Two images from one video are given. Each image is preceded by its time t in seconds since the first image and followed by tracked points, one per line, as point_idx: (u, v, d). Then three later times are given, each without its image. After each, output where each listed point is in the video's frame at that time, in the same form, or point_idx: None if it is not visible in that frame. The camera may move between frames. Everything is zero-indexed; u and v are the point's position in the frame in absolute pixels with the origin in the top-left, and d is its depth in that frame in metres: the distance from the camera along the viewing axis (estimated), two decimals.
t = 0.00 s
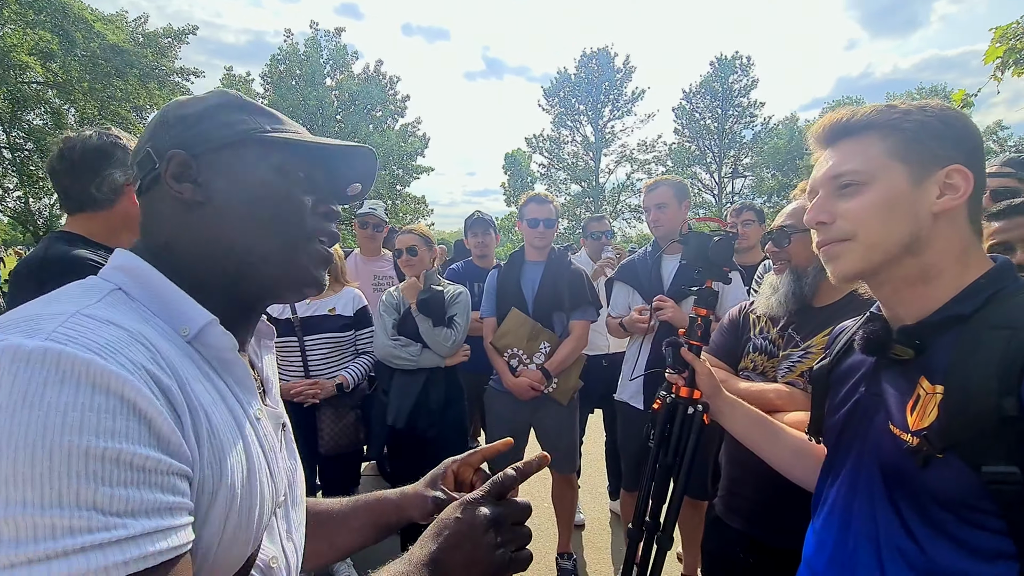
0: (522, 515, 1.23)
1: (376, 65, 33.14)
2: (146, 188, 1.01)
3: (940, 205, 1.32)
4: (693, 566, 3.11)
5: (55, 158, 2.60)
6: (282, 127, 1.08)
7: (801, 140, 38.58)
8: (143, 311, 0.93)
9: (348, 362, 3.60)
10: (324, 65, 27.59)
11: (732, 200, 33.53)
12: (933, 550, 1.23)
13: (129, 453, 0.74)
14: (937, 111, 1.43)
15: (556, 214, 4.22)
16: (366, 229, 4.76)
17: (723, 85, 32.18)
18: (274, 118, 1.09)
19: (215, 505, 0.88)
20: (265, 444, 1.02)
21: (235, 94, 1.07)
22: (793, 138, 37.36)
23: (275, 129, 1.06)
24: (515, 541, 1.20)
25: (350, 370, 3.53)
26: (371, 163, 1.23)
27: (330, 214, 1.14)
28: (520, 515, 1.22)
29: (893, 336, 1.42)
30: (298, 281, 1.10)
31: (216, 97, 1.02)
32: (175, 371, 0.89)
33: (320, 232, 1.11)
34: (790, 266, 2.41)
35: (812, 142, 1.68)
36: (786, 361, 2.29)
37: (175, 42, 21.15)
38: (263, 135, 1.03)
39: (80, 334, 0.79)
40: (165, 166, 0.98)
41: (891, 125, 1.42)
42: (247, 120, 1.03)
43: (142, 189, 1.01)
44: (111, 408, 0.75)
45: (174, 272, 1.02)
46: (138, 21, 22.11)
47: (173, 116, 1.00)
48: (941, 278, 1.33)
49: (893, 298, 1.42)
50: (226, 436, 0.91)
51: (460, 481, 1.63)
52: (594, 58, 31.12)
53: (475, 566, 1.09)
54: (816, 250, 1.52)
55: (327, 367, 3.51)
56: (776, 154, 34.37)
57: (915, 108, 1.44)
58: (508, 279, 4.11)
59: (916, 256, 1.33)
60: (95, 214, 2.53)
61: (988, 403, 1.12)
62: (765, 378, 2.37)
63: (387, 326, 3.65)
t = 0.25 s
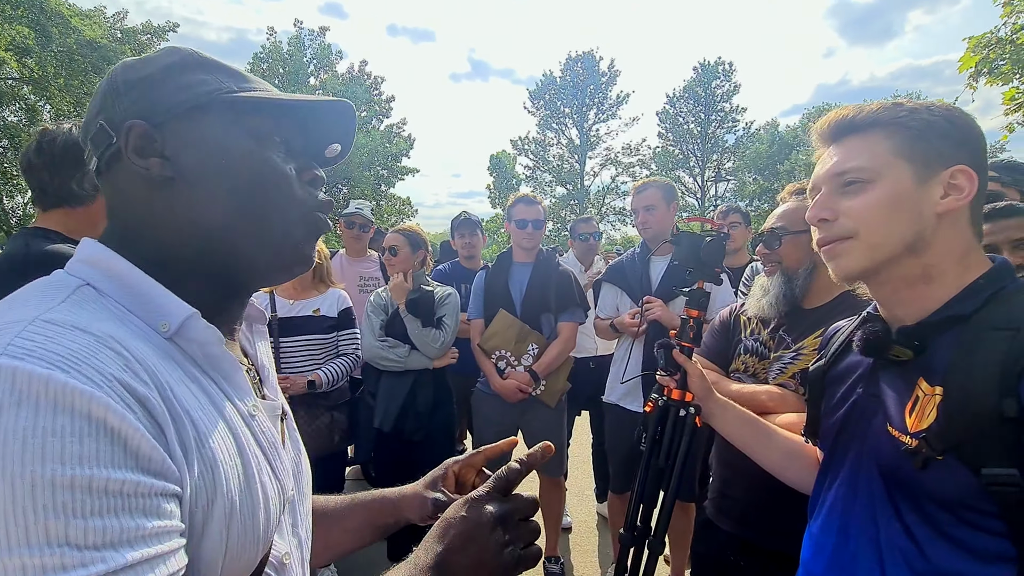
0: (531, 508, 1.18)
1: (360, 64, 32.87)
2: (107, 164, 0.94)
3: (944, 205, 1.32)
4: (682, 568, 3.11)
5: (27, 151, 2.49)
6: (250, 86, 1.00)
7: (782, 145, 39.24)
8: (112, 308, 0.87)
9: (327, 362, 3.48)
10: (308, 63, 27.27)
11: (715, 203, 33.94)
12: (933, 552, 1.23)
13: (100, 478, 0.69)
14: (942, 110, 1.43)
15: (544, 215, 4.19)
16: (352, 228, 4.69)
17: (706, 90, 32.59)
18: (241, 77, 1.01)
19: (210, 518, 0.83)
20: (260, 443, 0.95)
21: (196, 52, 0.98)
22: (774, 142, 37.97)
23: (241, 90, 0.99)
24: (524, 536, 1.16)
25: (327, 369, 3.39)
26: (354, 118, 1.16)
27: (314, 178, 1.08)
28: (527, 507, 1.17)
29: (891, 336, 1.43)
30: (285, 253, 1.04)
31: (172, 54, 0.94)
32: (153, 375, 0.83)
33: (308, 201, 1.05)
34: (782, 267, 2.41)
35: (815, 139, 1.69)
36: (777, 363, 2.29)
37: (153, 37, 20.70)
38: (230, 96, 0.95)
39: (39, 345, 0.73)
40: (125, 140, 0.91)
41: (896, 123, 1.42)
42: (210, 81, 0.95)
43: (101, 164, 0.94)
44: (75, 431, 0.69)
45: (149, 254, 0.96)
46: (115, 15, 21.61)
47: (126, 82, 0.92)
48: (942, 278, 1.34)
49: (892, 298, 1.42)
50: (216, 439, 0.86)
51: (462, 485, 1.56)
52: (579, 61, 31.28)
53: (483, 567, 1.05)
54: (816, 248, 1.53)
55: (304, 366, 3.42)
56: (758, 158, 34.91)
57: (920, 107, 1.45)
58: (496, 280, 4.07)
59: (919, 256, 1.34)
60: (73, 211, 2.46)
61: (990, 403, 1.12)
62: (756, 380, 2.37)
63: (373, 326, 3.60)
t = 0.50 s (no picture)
0: (548, 521, 1.18)
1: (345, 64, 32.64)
2: (114, 157, 0.93)
3: (934, 211, 1.36)
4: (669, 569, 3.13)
5: None
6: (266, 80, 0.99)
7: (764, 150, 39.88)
8: (121, 314, 0.85)
9: (311, 365, 3.44)
10: (292, 62, 27.00)
11: (699, 207, 34.35)
12: (919, 550, 1.27)
13: (117, 497, 0.68)
14: (930, 118, 1.47)
15: (534, 217, 4.21)
16: (339, 229, 4.66)
17: (690, 95, 33.00)
18: (254, 70, 1.00)
19: (226, 531, 0.82)
20: (272, 451, 0.94)
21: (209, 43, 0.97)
22: (756, 147, 38.56)
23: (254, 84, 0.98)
24: (541, 550, 1.16)
25: (311, 371, 3.35)
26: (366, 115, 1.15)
27: (325, 176, 1.07)
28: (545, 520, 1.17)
29: (878, 339, 1.46)
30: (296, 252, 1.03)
31: (183, 45, 0.92)
32: (166, 386, 0.81)
33: (317, 199, 1.04)
34: (768, 271, 2.45)
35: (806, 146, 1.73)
36: (766, 365, 2.33)
37: (132, 33, 20.31)
38: (245, 91, 0.94)
39: (50, 360, 0.71)
40: (134, 135, 0.89)
41: (887, 131, 1.46)
42: (224, 75, 0.94)
43: (109, 158, 0.92)
44: (91, 449, 0.67)
45: (158, 252, 0.95)
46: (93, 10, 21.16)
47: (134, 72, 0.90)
48: (929, 283, 1.38)
49: (880, 301, 1.46)
50: (230, 450, 0.84)
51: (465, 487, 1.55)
52: (565, 65, 31.46)
53: None
54: (810, 252, 1.57)
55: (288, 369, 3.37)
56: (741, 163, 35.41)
57: (910, 115, 1.49)
58: (485, 282, 4.08)
59: (908, 261, 1.38)
60: (47, 210, 2.38)
61: (973, 403, 1.15)
62: (745, 382, 2.41)
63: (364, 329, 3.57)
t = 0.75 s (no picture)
0: (552, 522, 1.18)
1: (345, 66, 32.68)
2: (113, 164, 0.93)
3: (936, 214, 1.37)
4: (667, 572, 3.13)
5: None
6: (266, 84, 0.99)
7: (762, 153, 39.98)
8: (123, 317, 0.84)
9: (316, 368, 3.49)
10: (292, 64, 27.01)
11: (697, 209, 34.41)
12: (918, 554, 1.27)
13: (122, 497, 0.68)
14: (932, 122, 1.48)
15: (532, 219, 4.21)
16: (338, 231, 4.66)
17: (689, 97, 33.09)
18: (254, 74, 1.00)
19: (228, 533, 0.82)
20: (274, 453, 0.94)
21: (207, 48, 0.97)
22: (755, 150, 38.69)
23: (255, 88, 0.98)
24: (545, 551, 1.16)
25: (319, 375, 3.41)
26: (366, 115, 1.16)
27: (326, 178, 1.07)
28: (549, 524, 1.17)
29: (878, 341, 1.46)
30: (299, 254, 1.02)
31: (181, 51, 0.92)
32: (168, 388, 0.81)
33: (320, 202, 1.04)
34: (767, 274, 2.44)
35: (808, 149, 1.73)
36: (765, 368, 2.34)
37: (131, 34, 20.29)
38: (246, 94, 0.94)
39: (54, 361, 0.71)
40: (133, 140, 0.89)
41: (889, 135, 1.47)
42: (222, 78, 0.93)
43: (108, 164, 0.93)
44: (95, 449, 0.67)
45: (160, 257, 0.95)
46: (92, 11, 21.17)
47: (132, 77, 0.90)
48: (931, 287, 1.38)
49: (881, 305, 1.46)
50: (230, 452, 0.84)
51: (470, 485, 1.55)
52: (565, 67, 31.52)
53: None
54: (811, 254, 1.57)
55: (296, 373, 3.41)
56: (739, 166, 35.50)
57: (912, 119, 1.49)
58: (484, 284, 4.08)
59: (909, 264, 1.38)
60: (33, 211, 2.37)
61: (978, 409, 1.15)
62: (744, 386, 2.41)
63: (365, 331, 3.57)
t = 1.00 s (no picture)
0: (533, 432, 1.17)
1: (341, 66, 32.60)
2: (46, 142, 0.90)
3: (936, 212, 1.36)
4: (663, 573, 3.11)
5: None
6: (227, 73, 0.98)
7: (758, 154, 40.11)
8: (29, 316, 0.80)
9: (311, 370, 3.46)
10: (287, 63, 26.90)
11: (693, 210, 34.47)
12: (917, 556, 1.25)
13: (46, 475, 0.65)
14: (930, 117, 1.47)
15: (527, 219, 4.19)
16: (332, 230, 4.64)
17: (685, 98, 33.17)
18: (216, 62, 0.98)
19: (159, 522, 0.80)
20: (208, 446, 0.92)
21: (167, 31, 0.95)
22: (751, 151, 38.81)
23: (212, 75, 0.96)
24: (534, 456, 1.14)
25: (313, 379, 3.38)
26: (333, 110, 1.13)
27: (286, 177, 1.05)
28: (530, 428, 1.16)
29: (877, 341, 1.45)
30: (246, 252, 1.00)
31: (129, 28, 0.90)
32: (80, 380, 0.78)
33: (274, 199, 1.02)
34: (766, 274, 2.43)
35: (807, 146, 1.72)
36: (760, 368, 2.33)
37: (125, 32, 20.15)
38: (198, 80, 0.92)
39: None
40: (68, 120, 0.86)
41: (889, 131, 1.45)
42: (171, 61, 0.91)
43: (40, 144, 0.90)
44: (11, 430, 0.64)
45: (89, 242, 0.92)
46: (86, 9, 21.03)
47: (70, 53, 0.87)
48: (931, 285, 1.37)
49: (879, 304, 1.45)
50: (155, 442, 0.83)
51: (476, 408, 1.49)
52: (562, 68, 31.54)
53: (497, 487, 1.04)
54: (810, 252, 1.56)
55: (291, 376, 3.37)
56: (735, 167, 35.59)
57: (911, 115, 1.48)
58: (479, 284, 4.06)
59: (910, 262, 1.37)
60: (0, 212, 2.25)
61: (976, 411, 1.14)
62: (740, 385, 2.40)
63: (359, 331, 3.54)
